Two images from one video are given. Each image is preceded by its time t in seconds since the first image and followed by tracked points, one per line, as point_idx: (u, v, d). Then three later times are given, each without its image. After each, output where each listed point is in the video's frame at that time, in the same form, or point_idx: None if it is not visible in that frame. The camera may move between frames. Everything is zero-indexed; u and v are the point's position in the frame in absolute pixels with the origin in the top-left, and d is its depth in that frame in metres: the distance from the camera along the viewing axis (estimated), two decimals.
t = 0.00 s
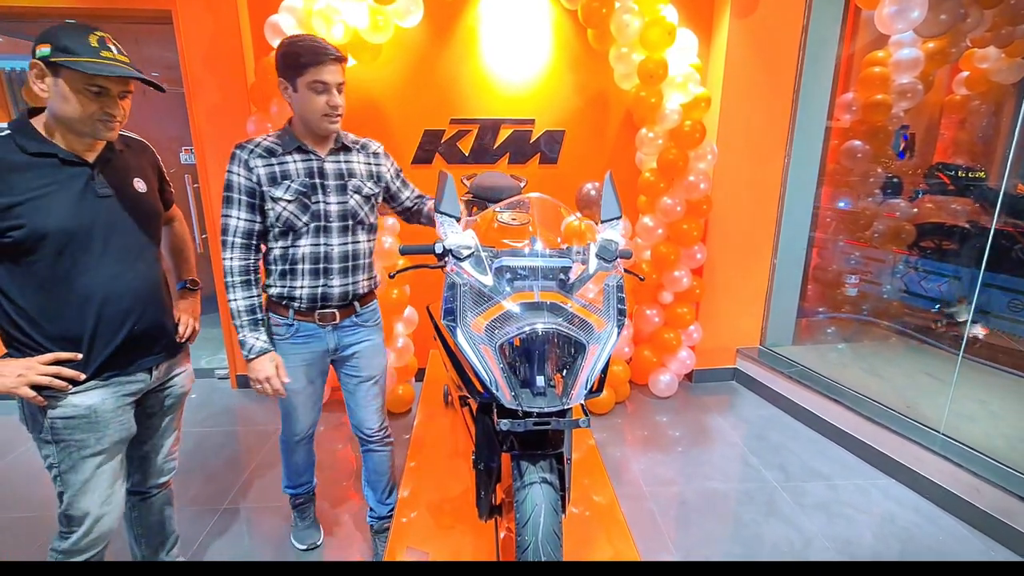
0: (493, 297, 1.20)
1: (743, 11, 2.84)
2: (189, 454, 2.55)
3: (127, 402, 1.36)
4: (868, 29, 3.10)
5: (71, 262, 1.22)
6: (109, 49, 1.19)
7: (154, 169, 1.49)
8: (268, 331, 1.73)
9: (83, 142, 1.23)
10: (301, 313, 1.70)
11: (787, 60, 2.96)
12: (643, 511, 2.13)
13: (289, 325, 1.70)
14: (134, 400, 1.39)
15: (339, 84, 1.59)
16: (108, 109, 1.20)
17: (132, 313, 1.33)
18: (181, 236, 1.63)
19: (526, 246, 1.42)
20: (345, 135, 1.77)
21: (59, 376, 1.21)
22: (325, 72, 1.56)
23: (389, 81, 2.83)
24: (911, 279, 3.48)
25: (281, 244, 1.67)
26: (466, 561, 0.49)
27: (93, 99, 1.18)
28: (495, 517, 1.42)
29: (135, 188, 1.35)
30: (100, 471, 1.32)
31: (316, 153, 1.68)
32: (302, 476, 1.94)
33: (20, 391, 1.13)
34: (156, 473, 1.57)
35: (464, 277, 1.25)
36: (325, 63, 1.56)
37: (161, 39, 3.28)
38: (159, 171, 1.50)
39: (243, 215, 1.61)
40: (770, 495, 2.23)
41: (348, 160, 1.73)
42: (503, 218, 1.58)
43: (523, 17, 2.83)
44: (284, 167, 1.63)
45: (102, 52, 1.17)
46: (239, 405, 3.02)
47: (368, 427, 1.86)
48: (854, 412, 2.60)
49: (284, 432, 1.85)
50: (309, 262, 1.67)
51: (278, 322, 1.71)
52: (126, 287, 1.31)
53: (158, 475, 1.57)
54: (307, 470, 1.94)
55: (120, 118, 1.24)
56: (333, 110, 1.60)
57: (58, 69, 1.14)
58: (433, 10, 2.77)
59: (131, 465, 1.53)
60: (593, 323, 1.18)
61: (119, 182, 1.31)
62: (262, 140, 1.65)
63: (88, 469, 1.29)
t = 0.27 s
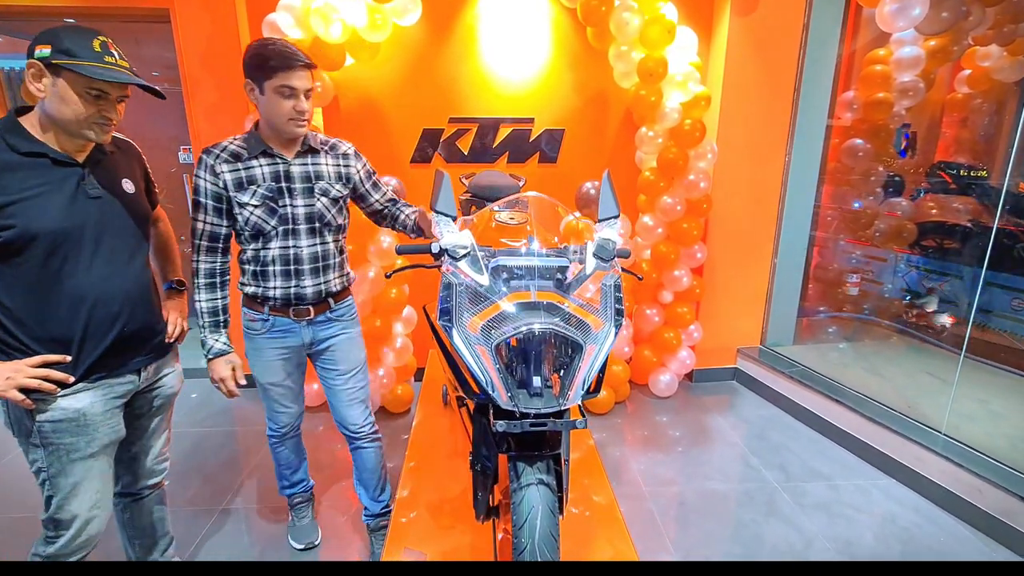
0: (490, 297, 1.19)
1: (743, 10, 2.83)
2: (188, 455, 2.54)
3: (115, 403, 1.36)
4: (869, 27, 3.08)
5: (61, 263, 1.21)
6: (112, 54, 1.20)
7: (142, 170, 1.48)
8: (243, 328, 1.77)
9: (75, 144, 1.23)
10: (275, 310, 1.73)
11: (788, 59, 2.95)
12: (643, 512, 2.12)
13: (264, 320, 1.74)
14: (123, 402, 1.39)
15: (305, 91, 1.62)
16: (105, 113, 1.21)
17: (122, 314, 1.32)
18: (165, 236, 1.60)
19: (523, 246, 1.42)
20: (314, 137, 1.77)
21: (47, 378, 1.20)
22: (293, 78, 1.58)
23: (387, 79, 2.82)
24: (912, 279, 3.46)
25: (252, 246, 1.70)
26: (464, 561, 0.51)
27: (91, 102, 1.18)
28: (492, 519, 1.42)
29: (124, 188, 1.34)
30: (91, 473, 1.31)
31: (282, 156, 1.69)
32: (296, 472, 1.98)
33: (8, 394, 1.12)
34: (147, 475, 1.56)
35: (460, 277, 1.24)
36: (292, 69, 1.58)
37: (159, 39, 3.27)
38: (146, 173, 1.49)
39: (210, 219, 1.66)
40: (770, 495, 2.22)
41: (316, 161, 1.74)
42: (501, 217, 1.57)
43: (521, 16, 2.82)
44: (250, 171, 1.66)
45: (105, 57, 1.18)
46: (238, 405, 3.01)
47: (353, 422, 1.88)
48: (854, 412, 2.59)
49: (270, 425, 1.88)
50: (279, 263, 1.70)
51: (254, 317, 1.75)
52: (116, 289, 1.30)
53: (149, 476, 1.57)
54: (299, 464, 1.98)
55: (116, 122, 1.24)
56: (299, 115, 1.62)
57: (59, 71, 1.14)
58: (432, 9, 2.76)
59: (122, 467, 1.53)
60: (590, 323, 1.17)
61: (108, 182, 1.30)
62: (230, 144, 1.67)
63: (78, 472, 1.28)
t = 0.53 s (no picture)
0: (487, 298, 1.18)
1: (744, 9, 2.81)
2: (187, 456, 2.53)
3: (86, 408, 1.35)
4: (871, 26, 3.07)
5: (29, 268, 1.20)
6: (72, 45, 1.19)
7: (107, 168, 1.47)
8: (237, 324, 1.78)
9: (35, 138, 1.22)
10: (268, 306, 1.73)
11: (789, 58, 2.93)
12: (643, 513, 2.10)
13: (256, 316, 1.74)
14: (97, 409, 1.39)
15: (298, 90, 1.61)
16: (70, 106, 1.21)
17: (95, 318, 1.32)
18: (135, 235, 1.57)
19: (520, 245, 1.41)
20: (308, 135, 1.77)
21: (17, 386, 1.18)
22: (285, 78, 1.58)
23: (386, 79, 2.82)
24: (914, 278, 3.44)
25: (245, 242, 1.72)
26: (465, 561, 0.52)
27: (53, 95, 1.18)
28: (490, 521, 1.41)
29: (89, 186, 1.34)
30: (57, 480, 1.30)
31: (274, 154, 1.69)
32: (293, 473, 1.95)
33: None
34: (134, 481, 1.55)
35: (457, 277, 1.23)
36: (285, 69, 1.58)
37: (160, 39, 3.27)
38: (112, 171, 1.48)
39: (204, 215, 1.69)
40: (771, 496, 2.21)
41: (308, 159, 1.73)
42: (499, 217, 1.57)
43: (521, 15, 2.81)
44: (242, 168, 1.66)
45: (66, 47, 1.18)
46: (238, 406, 3.01)
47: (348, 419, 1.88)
48: (856, 413, 2.57)
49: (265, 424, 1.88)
50: (270, 259, 1.70)
51: (246, 313, 1.75)
52: (89, 293, 1.30)
53: (136, 483, 1.56)
54: (297, 465, 1.95)
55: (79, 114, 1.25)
56: (290, 114, 1.61)
57: (18, 64, 1.12)
58: (432, 8, 2.75)
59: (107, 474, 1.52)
60: (588, 323, 1.15)
61: (72, 180, 1.29)
62: (224, 143, 1.69)
63: (43, 479, 1.27)
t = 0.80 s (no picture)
0: (484, 297, 1.18)
1: (744, 8, 2.80)
2: (185, 456, 2.53)
3: (49, 417, 1.34)
4: (873, 24, 3.05)
5: None
6: (14, 37, 1.19)
7: (69, 167, 1.44)
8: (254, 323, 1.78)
9: None
10: (284, 306, 1.74)
11: (790, 56, 2.92)
12: (644, 514, 2.09)
13: (273, 316, 1.74)
14: (61, 417, 1.38)
15: (306, 80, 1.62)
16: (15, 101, 1.22)
17: (54, 325, 1.31)
18: (102, 237, 1.55)
19: (519, 244, 1.41)
20: (326, 132, 1.76)
21: None
22: (294, 68, 1.60)
23: (385, 78, 2.81)
24: (916, 277, 3.45)
25: (260, 240, 1.72)
26: (465, 560, 0.52)
27: None
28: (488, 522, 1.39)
29: (45, 186, 1.31)
30: (19, 489, 1.29)
31: (290, 151, 1.70)
32: (296, 474, 1.95)
33: None
34: (123, 488, 1.55)
35: (452, 277, 1.23)
36: (295, 60, 1.61)
37: (159, 40, 3.27)
38: (74, 170, 1.45)
39: (221, 212, 1.70)
40: (772, 497, 2.20)
41: (323, 157, 1.73)
42: (498, 215, 1.56)
43: (520, 14, 2.80)
44: (258, 165, 1.67)
45: (7, 40, 1.17)
46: (237, 406, 3.00)
47: (359, 413, 1.89)
48: (858, 413, 2.56)
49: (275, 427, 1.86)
50: (284, 258, 1.70)
51: (263, 313, 1.76)
52: (45, 299, 1.29)
53: (126, 489, 1.55)
54: (300, 466, 1.95)
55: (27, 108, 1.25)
56: (299, 104, 1.62)
57: None
58: (431, 7, 2.75)
59: (95, 481, 1.52)
60: (585, 323, 1.14)
61: (25, 180, 1.27)
62: (243, 140, 1.70)
63: (3, 489, 1.27)
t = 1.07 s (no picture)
0: (481, 298, 1.17)
1: (744, 5, 2.78)
2: (185, 457, 2.53)
3: (18, 429, 1.31)
4: (875, 22, 3.03)
5: None
6: None
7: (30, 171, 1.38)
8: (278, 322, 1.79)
9: None
10: (307, 306, 1.74)
11: (791, 54, 2.90)
12: (645, 515, 2.08)
13: (296, 316, 1.74)
14: (32, 426, 1.34)
15: (316, 70, 1.61)
16: None
17: (19, 332, 1.27)
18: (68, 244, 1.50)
19: (516, 244, 1.40)
20: (350, 132, 1.76)
21: None
22: (304, 59, 1.60)
23: (384, 77, 2.80)
24: (919, 276, 3.42)
25: (284, 239, 1.73)
26: (465, 562, 0.52)
27: None
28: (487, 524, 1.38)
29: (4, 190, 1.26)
30: None
31: (313, 151, 1.70)
32: (302, 478, 1.92)
33: None
34: (122, 492, 1.53)
35: (450, 277, 1.23)
36: (307, 52, 1.61)
37: (158, 41, 3.26)
38: (36, 174, 1.39)
39: (246, 210, 1.72)
40: (774, 497, 2.18)
41: (347, 157, 1.73)
42: (496, 215, 1.57)
43: (519, 13, 2.79)
44: (282, 165, 1.68)
45: None
46: (237, 406, 3.00)
47: (371, 411, 1.90)
48: (860, 413, 2.54)
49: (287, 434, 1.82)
50: (307, 258, 1.71)
51: (286, 312, 1.76)
52: (8, 307, 1.24)
53: (127, 492, 1.54)
54: (307, 471, 1.92)
55: None
56: (310, 95, 1.61)
57: None
58: (430, 6, 2.74)
59: (95, 487, 1.51)
60: (583, 324, 1.13)
61: None
62: (269, 139, 1.72)
63: None
